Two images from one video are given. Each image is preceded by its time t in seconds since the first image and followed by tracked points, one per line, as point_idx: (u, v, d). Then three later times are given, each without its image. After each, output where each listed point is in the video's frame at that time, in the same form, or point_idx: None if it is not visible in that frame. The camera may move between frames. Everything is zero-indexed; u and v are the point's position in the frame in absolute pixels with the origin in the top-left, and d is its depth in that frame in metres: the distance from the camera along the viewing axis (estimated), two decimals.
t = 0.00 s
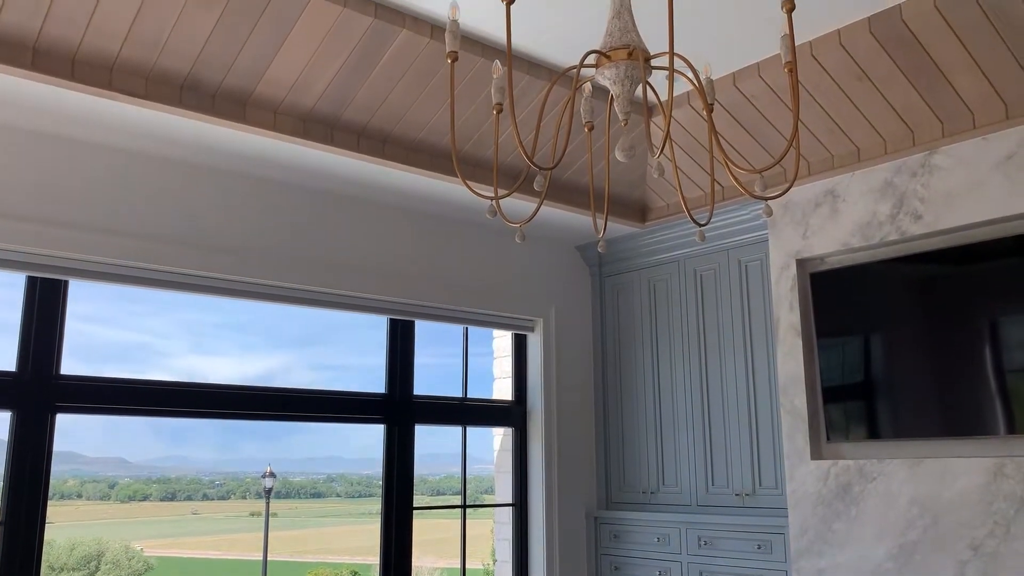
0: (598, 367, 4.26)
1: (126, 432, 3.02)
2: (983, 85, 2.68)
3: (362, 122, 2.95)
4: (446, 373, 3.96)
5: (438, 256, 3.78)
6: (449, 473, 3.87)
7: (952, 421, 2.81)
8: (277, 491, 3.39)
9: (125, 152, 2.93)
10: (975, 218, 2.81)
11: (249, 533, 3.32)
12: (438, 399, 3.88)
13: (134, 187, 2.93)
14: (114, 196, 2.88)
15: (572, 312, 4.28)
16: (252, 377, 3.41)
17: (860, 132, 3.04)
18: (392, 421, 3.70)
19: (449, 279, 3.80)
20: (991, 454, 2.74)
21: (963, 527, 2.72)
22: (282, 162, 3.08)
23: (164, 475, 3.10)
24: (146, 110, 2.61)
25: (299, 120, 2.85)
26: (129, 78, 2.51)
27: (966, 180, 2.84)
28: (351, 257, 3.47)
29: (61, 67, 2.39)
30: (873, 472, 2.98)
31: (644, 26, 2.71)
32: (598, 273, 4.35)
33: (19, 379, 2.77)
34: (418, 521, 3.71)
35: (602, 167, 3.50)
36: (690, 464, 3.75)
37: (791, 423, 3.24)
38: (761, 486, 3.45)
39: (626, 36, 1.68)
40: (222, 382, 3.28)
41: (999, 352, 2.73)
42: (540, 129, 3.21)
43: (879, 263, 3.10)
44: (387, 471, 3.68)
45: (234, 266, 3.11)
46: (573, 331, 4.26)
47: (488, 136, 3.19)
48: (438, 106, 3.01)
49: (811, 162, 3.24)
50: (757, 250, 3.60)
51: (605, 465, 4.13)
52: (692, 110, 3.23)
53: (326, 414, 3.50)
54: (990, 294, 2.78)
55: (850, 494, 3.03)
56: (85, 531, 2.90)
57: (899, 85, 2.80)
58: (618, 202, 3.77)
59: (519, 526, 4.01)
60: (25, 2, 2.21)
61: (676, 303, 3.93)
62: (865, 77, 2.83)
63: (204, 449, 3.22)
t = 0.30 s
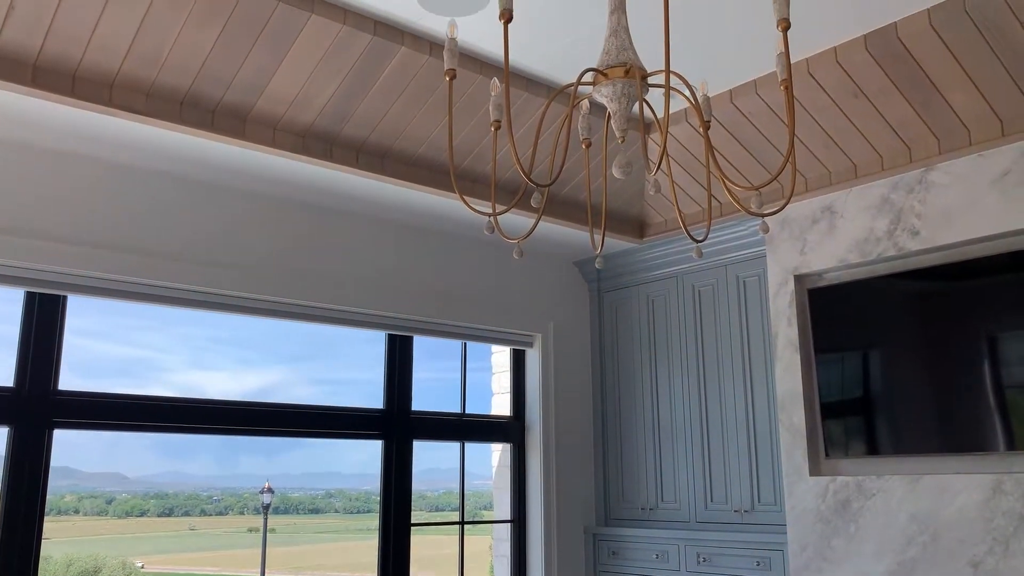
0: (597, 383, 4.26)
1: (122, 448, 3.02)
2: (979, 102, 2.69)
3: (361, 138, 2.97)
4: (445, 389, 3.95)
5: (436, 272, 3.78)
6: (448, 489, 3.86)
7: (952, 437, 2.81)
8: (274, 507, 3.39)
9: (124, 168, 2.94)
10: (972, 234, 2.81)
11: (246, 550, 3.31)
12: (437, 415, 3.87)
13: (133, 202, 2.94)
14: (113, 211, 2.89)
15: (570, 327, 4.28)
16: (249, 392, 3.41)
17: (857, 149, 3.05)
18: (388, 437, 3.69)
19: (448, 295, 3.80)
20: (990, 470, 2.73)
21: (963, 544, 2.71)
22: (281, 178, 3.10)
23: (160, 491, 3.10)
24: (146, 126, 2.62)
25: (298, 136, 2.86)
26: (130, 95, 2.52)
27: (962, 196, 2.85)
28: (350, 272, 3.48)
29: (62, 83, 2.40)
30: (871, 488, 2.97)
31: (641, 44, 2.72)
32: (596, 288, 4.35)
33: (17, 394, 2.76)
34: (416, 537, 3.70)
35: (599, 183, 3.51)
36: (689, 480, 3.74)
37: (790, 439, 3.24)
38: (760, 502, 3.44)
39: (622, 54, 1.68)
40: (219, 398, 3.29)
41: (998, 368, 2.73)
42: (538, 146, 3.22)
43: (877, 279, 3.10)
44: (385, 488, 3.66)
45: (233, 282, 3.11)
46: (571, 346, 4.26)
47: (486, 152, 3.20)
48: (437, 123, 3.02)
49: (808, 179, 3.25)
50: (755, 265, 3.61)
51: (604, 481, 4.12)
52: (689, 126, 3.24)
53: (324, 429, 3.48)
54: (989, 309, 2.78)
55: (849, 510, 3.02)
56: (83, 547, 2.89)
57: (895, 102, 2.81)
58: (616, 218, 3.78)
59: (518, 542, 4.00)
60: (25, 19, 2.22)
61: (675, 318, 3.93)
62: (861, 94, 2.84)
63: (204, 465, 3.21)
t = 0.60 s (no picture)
0: (595, 398, 4.26)
1: (119, 463, 3.02)
2: (975, 121, 2.71)
3: (360, 154, 2.98)
4: (443, 404, 3.95)
5: (435, 287, 3.79)
6: (445, 505, 3.85)
7: (950, 455, 2.80)
8: (271, 522, 3.40)
9: (124, 183, 2.95)
10: (969, 253, 2.82)
11: (242, 565, 3.30)
12: (435, 431, 3.86)
13: (132, 218, 2.95)
14: (112, 227, 2.90)
15: (568, 343, 4.28)
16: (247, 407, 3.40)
17: (855, 166, 3.06)
18: (386, 452, 3.67)
19: (446, 311, 3.80)
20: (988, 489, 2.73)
21: (961, 563, 2.70)
22: (280, 193, 3.10)
23: (157, 506, 3.11)
24: (146, 141, 2.63)
25: (297, 151, 2.87)
26: (130, 110, 2.53)
27: (959, 215, 2.86)
28: (348, 287, 3.48)
29: (62, 99, 2.41)
30: (870, 506, 2.97)
31: (639, 62, 2.74)
32: (595, 304, 4.36)
33: (15, 409, 2.75)
34: (412, 553, 3.68)
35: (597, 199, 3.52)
36: (687, 496, 3.73)
37: (788, 456, 3.23)
38: (758, 519, 3.43)
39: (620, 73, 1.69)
40: (216, 412, 3.30)
41: (996, 385, 2.73)
42: (537, 162, 3.23)
43: (875, 296, 3.11)
44: (382, 505, 3.64)
45: (231, 297, 3.12)
46: (569, 362, 4.26)
47: (485, 168, 3.21)
48: (436, 140, 3.03)
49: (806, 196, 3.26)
50: (753, 282, 3.61)
51: (602, 497, 4.11)
52: (687, 144, 3.25)
53: (321, 444, 3.46)
54: (987, 327, 2.78)
55: (847, 528, 3.01)
56: (78, 563, 2.88)
57: (892, 120, 2.82)
58: (614, 234, 3.79)
59: (515, 559, 3.98)
60: (27, 35, 2.24)
61: (673, 335, 3.93)
62: (858, 112, 2.85)
63: (200, 479, 3.22)
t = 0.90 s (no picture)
0: (591, 414, 4.25)
1: (113, 476, 3.00)
2: (970, 140, 2.72)
3: (358, 168, 2.98)
4: (438, 419, 3.93)
5: (431, 301, 3.78)
6: (440, 520, 3.83)
7: (947, 472, 2.80)
8: (264, 537, 3.36)
9: (121, 196, 2.95)
10: (965, 271, 2.83)
11: None
12: (430, 446, 3.85)
13: (128, 231, 2.95)
14: (108, 239, 2.89)
15: (564, 358, 4.28)
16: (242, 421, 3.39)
17: (851, 184, 3.07)
18: (381, 467, 3.66)
19: (442, 325, 3.80)
20: (984, 507, 2.72)
21: None
22: (277, 207, 3.10)
23: (149, 519, 3.07)
24: (143, 154, 2.64)
25: (295, 165, 2.88)
26: (128, 124, 2.54)
27: (955, 233, 2.87)
28: (345, 301, 3.48)
29: (60, 112, 2.42)
30: (866, 523, 2.96)
31: (636, 79, 2.75)
32: (591, 319, 4.36)
33: (8, 422, 2.74)
34: (407, 568, 3.67)
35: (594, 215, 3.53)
36: (683, 513, 3.72)
37: (784, 473, 3.22)
38: (754, 537, 3.42)
39: (618, 89, 1.69)
40: (209, 425, 3.27)
41: (992, 403, 2.73)
42: (534, 177, 3.24)
43: (871, 314, 3.11)
44: (377, 522, 3.62)
45: (227, 310, 3.11)
46: (566, 378, 4.25)
47: (482, 183, 3.22)
48: (434, 155, 3.03)
49: (802, 213, 3.27)
50: (749, 298, 3.62)
51: (597, 513, 4.10)
52: (684, 160, 3.26)
53: (315, 459, 3.45)
54: (983, 344, 2.78)
55: (843, 545, 3.00)
56: None
57: (888, 139, 2.83)
58: (611, 249, 3.79)
59: None
60: (26, 48, 2.25)
61: (669, 351, 3.93)
62: (854, 130, 2.86)
63: (192, 493, 3.19)
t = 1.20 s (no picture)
0: (586, 427, 4.24)
1: (103, 488, 2.96)
2: (964, 155, 2.73)
3: (353, 181, 2.98)
4: (432, 432, 3.92)
5: (426, 314, 3.78)
6: (433, 534, 3.82)
7: (942, 487, 2.80)
8: (256, 550, 3.31)
9: (115, 207, 2.95)
10: (959, 286, 2.83)
11: None
12: (424, 459, 3.84)
13: (122, 242, 2.94)
14: (102, 250, 2.89)
15: (559, 371, 4.27)
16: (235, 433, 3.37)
17: (845, 199, 3.08)
18: (374, 481, 3.65)
19: (436, 338, 3.79)
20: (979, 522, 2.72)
21: None
22: (272, 218, 3.10)
23: (140, 531, 3.03)
24: (138, 166, 2.63)
25: (290, 177, 2.87)
26: (124, 135, 2.53)
27: (949, 248, 2.87)
28: (339, 313, 3.47)
29: (56, 123, 2.41)
30: (860, 539, 2.95)
31: (632, 93, 2.76)
32: (586, 332, 4.35)
33: None
34: None
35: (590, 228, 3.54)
36: (677, 527, 3.71)
37: (779, 488, 3.21)
38: (749, 551, 3.41)
39: (614, 104, 1.70)
40: (204, 439, 3.22)
41: (986, 417, 2.73)
42: (530, 190, 3.24)
43: (865, 328, 3.12)
44: (370, 533, 3.61)
45: (221, 322, 3.10)
46: (560, 391, 4.25)
47: (478, 196, 3.22)
48: (430, 168, 3.03)
49: (797, 228, 3.28)
50: (744, 312, 3.62)
51: (591, 527, 4.09)
52: (679, 174, 3.27)
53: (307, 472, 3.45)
54: (977, 359, 2.79)
55: (838, 560, 3.00)
56: None
57: (882, 154, 2.85)
58: (606, 262, 3.80)
59: None
60: (21, 58, 2.24)
61: (663, 364, 3.93)
62: (849, 145, 2.87)
63: (184, 505, 3.15)
